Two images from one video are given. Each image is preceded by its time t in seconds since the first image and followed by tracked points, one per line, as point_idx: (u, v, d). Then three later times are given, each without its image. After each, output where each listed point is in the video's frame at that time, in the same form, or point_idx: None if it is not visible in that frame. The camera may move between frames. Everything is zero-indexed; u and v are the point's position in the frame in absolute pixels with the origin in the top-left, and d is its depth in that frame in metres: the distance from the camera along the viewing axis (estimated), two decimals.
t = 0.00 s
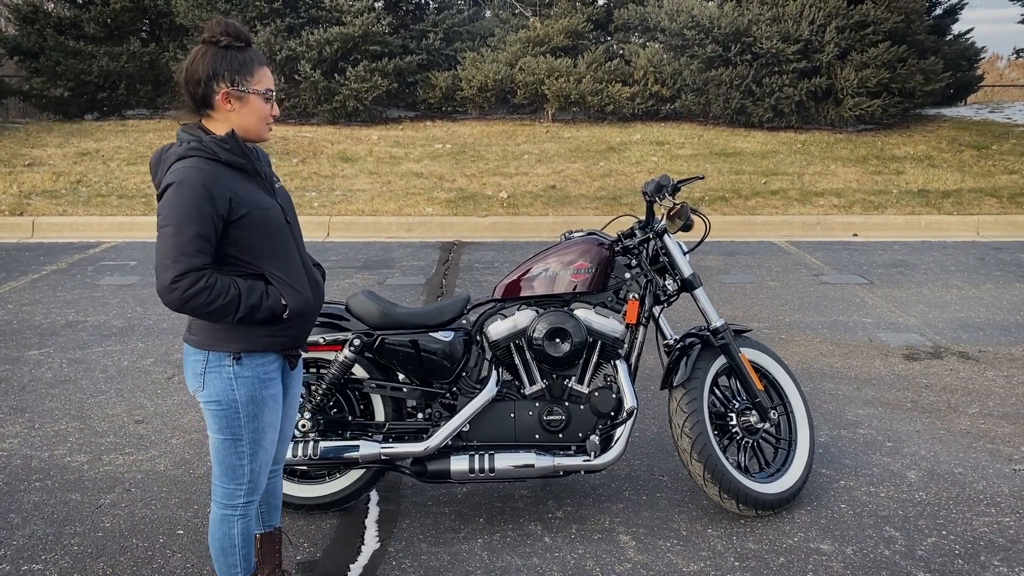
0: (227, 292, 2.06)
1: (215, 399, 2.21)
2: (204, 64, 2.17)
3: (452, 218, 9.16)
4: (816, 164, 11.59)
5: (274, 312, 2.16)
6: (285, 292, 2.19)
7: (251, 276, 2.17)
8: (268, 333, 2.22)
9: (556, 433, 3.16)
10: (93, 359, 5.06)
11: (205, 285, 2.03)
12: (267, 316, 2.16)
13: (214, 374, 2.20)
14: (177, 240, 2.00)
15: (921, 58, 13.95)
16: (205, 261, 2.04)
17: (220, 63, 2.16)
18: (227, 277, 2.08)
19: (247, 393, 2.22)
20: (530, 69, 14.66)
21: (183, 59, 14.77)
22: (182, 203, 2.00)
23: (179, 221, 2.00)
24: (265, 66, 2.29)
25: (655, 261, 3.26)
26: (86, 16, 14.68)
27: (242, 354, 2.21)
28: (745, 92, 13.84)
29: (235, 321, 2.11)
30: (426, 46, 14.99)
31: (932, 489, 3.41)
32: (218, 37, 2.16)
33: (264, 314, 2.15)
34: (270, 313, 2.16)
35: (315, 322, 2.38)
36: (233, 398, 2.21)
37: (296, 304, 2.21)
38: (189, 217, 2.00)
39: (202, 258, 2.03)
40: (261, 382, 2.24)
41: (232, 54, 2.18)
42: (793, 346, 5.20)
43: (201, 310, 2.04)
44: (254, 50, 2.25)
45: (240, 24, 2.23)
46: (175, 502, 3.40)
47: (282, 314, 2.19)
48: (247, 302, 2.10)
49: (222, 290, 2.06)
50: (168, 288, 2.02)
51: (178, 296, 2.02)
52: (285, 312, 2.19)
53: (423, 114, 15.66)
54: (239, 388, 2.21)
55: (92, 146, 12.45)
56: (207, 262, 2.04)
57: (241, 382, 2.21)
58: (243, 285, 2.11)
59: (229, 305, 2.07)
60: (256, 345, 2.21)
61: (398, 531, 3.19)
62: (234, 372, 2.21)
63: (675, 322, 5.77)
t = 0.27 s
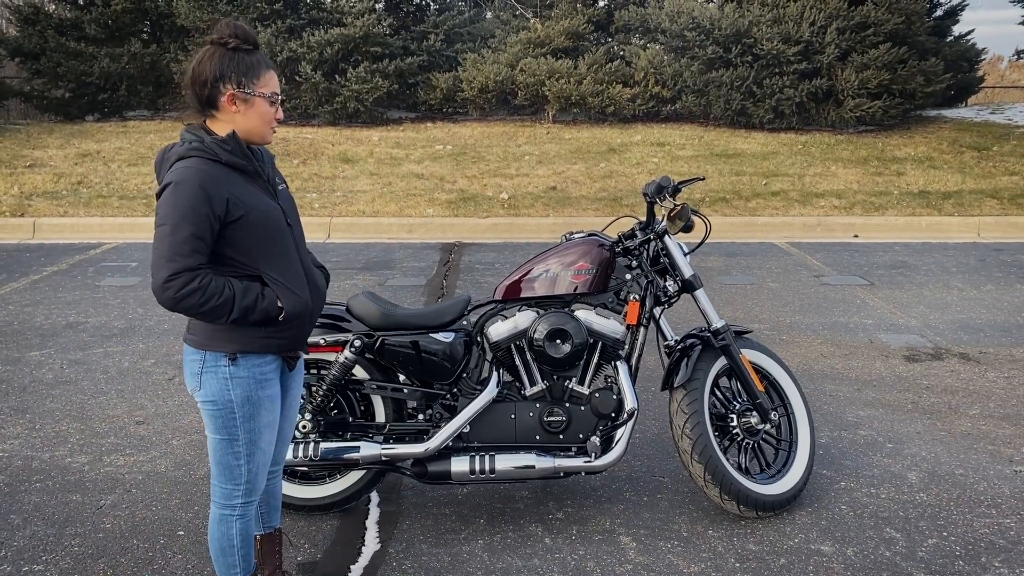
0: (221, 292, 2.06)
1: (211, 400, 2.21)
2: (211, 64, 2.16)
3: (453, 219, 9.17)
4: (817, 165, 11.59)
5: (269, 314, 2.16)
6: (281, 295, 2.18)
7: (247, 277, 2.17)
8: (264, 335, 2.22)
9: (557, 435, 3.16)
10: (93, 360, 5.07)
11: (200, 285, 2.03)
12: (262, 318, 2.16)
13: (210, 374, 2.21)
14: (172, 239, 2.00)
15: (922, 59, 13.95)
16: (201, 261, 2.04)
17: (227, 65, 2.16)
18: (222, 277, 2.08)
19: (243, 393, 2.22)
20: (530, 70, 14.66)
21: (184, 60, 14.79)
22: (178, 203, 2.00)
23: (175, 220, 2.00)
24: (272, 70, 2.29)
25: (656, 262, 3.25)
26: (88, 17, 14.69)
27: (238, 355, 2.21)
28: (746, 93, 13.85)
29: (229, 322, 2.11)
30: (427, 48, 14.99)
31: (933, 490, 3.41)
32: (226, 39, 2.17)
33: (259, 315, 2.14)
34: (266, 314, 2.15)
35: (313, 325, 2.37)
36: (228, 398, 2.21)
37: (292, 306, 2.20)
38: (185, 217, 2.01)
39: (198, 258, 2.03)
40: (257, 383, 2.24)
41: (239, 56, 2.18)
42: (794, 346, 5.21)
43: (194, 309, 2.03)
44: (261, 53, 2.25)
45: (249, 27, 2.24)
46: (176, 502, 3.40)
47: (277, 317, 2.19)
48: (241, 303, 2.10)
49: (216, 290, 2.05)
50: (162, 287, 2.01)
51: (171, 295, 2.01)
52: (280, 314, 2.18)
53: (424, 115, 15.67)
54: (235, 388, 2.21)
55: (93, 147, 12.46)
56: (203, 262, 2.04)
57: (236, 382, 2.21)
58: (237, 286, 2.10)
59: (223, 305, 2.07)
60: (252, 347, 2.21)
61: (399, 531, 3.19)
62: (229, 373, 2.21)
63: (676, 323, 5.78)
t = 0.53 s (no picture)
0: (217, 293, 2.06)
1: (211, 401, 2.21)
2: (221, 69, 2.17)
3: (455, 221, 9.18)
4: (819, 167, 11.58)
5: (263, 317, 2.16)
6: (277, 299, 2.18)
7: (245, 280, 2.17)
8: (261, 337, 2.22)
9: (558, 438, 3.16)
10: (96, 362, 5.08)
11: (196, 286, 2.03)
12: (257, 321, 2.16)
13: (209, 376, 2.21)
14: (171, 239, 2.01)
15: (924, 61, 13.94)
16: (198, 262, 2.04)
17: (237, 69, 2.16)
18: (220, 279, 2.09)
19: (243, 393, 2.22)
20: (533, 72, 14.67)
21: (187, 63, 14.83)
22: (179, 204, 2.01)
23: (174, 220, 2.01)
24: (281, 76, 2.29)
25: (659, 265, 3.26)
26: (91, 20, 14.73)
27: (235, 355, 2.21)
28: (748, 95, 13.87)
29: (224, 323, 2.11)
30: (429, 50, 15.01)
31: (936, 493, 3.40)
32: (237, 44, 2.17)
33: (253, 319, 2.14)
34: (261, 317, 2.16)
35: (311, 328, 2.38)
36: (228, 398, 2.21)
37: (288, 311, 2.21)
38: (184, 217, 2.01)
39: (196, 259, 2.04)
40: (256, 381, 2.24)
41: (249, 61, 2.19)
42: (796, 349, 5.20)
43: (188, 310, 2.04)
44: (271, 59, 2.26)
45: (260, 32, 2.24)
46: (178, 505, 3.40)
47: (273, 320, 2.19)
48: (237, 305, 2.10)
49: (212, 292, 2.05)
50: (159, 287, 2.01)
51: (167, 295, 2.02)
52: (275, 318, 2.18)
53: (426, 118, 15.68)
54: (234, 388, 2.21)
55: (96, 150, 12.49)
56: (200, 264, 2.05)
57: (235, 382, 2.21)
58: (233, 288, 2.10)
59: (218, 306, 2.07)
60: (249, 348, 2.21)
61: (401, 535, 3.19)
62: (228, 373, 2.21)
63: (678, 326, 5.78)
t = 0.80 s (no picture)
0: (201, 296, 2.06)
1: (207, 410, 2.23)
2: (228, 75, 2.18)
3: (459, 223, 9.19)
4: (824, 169, 11.55)
5: (247, 324, 2.14)
6: (262, 307, 2.17)
7: (233, 285, 2.17)
8: (248, 344, 2.21)
9: (562, 441, 3.15)
10: (101, 365, 5.09)
11: (179, 287, 2.03)
12: (240, 327, 2.15)
13: (202, 387, 2.22)
14: (159, 238, 2.02)
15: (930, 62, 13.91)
16: (184, 263, 2.04)
17: (243, 77, 2.17)
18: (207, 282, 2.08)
19: (235, 396, 2.22)
20: (537, 74, 14.68)
21: (192, 66, 14.87)
22: (169, 203, 2.02)
23: (164, 219, 2.02)
24: (288, 86, 2.29)
25: (662, 267, 3.26)
26: (96, 23, 14.78)
27: (223, 361, 2.22)
28: (752, 97, 13.86)
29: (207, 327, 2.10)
30: (434, 52, 15.02)
31: (941, 496, 3.39)
32: (246, 53, 2.18)
33: (235, 325, 2.13)
34: (244, 324, 2.14)
35: (303, 339, 2.35)
36: (224, 404, 2.22)
37: (273, 319, 2.19)
38: (173, 217, 2.02)
39: (182, 260, 2.05)
40: (247, 384, 2.24)
41: (256, 69, 2.19)
42: (801, 351, 5.19)
43: (170, 309, 2.03)
44: (279, 69, 2.26)
45: (269, 42, 2.24)
46: (182, 508, 3.41)
47: (257, 327, 2.17)
48: (219, 310, 2.09)
49: (195, 293, 2.05)
50: (145, 284, 2.03)
51: (151, 293, 2.02)
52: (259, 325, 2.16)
53: (431, 120, 15.69)
54: (226, 394, 2.21)
55: (101, 152, 12.54)
56: (187, 265, 2.06)
57: (227, 388, 2.21)
58: (216, 292, 2.09)
59: (201, 309, 2.06)
60: (236, 354, 2.21)
61: (404, 538, 3.19)
62: (218, 381, 2.22)
63: (682, 328, 5.77)
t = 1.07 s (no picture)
0: (189, 296, 2.06)
1: (191, 414, 2.24)
2: (214, 77, 2.19)
3: (466, 225, 9.20)
4: (832, 171, 11.51)
5: (235, 324, 2.15)
6: (250, 306, 2.17)
7: (220, 285, 2.17)
8: (237, 346, 2.22)
9: (569, 444, 3.15)
10: (109, 367, 5.12)
11: (166, 286, 2.03)
12: (229, 327, 2.15)
13: (187, 391, 2.24)
14: (147, 237, 2.02)
15: (938, 63, 13.84)
16: (172, 262, 2.05)
17: (229, 79, 2.18)
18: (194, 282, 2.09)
19: (219, 403, 2.23)
20: (544, 76, 14.67)
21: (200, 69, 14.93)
22: (156, 202, 2.03)
23: (151, 218, 2.02)
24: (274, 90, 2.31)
25: (670, 270, 3.25)
26: (105, 26, 14.86)
27: (210, 366, 2.23)
28: (760, 98, 13.85)
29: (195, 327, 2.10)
30: (441, 54, 15.03)
31: (951, 500, 3.37)
32: (232, 56, 2.19)
33: (223, 325, 2.13)
34: (232, 325, 2.15)
35: (292, 340, 2.36)
36: (208, 411, 2.23)
37: (260, 319, 2.19)
38: (159, 215, 2.03)
39: (169, 259, 2.05)
40: (232, 391, 2.25)
41: (242, 71, 2.21)
42: (810, 354, 5.17)
43: (158, 308, 2.03)
44: (265, 74, 2.28)
45: (255, 47, 2.26)
46: (189, 510, 3.42)
47: (245, 328, 2.18)
48: (207, 310, 2.09)
49: (182, 293, 2.05)
50: (133, 284, 2.03)
51: (139, 293, 2.02)
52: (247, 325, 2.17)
53: (438, 122, 15.70)
54: (211, 400, 2.23)
55: (110, 155, 12.60)
56: (174, 265, 2.06)
57: (212, 394, 2.23)
58: (204, 291, 2.10)
59: (189, 309, 2.06)
60: (226, 356, 2.22)
61: (411, 541, 3.19)
62: (203, 385, 2.23)
63: (690, 331, 5.76)
